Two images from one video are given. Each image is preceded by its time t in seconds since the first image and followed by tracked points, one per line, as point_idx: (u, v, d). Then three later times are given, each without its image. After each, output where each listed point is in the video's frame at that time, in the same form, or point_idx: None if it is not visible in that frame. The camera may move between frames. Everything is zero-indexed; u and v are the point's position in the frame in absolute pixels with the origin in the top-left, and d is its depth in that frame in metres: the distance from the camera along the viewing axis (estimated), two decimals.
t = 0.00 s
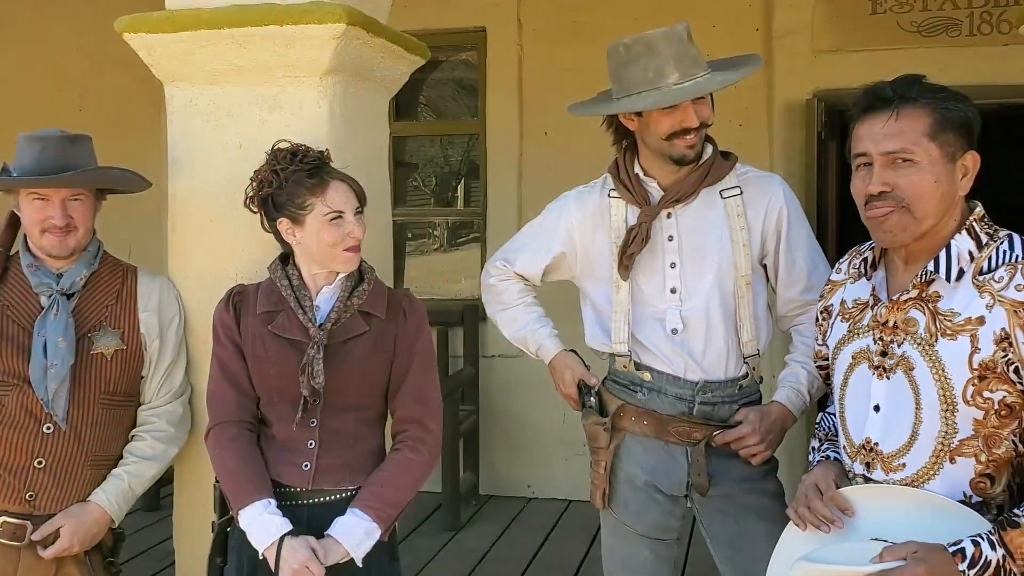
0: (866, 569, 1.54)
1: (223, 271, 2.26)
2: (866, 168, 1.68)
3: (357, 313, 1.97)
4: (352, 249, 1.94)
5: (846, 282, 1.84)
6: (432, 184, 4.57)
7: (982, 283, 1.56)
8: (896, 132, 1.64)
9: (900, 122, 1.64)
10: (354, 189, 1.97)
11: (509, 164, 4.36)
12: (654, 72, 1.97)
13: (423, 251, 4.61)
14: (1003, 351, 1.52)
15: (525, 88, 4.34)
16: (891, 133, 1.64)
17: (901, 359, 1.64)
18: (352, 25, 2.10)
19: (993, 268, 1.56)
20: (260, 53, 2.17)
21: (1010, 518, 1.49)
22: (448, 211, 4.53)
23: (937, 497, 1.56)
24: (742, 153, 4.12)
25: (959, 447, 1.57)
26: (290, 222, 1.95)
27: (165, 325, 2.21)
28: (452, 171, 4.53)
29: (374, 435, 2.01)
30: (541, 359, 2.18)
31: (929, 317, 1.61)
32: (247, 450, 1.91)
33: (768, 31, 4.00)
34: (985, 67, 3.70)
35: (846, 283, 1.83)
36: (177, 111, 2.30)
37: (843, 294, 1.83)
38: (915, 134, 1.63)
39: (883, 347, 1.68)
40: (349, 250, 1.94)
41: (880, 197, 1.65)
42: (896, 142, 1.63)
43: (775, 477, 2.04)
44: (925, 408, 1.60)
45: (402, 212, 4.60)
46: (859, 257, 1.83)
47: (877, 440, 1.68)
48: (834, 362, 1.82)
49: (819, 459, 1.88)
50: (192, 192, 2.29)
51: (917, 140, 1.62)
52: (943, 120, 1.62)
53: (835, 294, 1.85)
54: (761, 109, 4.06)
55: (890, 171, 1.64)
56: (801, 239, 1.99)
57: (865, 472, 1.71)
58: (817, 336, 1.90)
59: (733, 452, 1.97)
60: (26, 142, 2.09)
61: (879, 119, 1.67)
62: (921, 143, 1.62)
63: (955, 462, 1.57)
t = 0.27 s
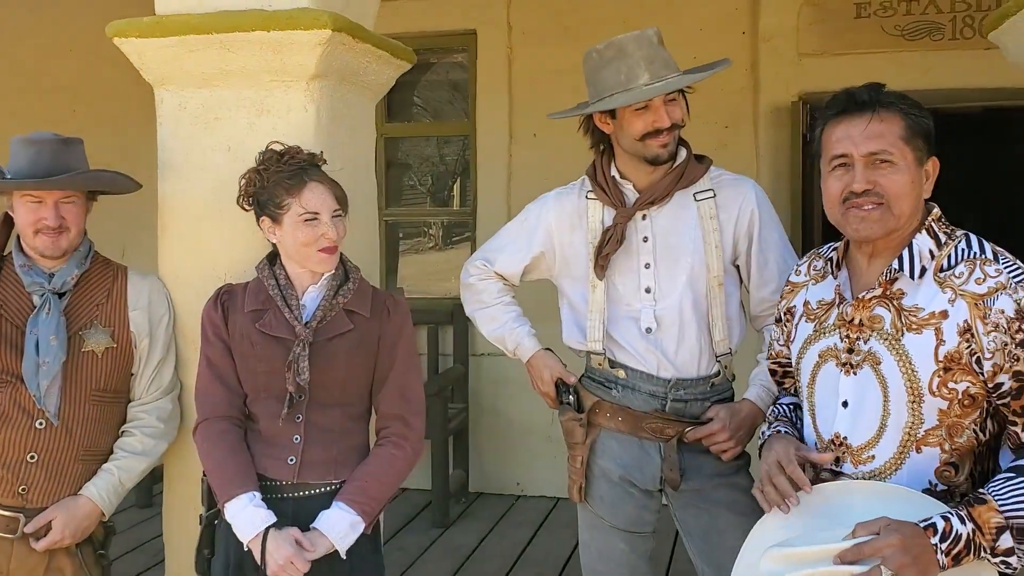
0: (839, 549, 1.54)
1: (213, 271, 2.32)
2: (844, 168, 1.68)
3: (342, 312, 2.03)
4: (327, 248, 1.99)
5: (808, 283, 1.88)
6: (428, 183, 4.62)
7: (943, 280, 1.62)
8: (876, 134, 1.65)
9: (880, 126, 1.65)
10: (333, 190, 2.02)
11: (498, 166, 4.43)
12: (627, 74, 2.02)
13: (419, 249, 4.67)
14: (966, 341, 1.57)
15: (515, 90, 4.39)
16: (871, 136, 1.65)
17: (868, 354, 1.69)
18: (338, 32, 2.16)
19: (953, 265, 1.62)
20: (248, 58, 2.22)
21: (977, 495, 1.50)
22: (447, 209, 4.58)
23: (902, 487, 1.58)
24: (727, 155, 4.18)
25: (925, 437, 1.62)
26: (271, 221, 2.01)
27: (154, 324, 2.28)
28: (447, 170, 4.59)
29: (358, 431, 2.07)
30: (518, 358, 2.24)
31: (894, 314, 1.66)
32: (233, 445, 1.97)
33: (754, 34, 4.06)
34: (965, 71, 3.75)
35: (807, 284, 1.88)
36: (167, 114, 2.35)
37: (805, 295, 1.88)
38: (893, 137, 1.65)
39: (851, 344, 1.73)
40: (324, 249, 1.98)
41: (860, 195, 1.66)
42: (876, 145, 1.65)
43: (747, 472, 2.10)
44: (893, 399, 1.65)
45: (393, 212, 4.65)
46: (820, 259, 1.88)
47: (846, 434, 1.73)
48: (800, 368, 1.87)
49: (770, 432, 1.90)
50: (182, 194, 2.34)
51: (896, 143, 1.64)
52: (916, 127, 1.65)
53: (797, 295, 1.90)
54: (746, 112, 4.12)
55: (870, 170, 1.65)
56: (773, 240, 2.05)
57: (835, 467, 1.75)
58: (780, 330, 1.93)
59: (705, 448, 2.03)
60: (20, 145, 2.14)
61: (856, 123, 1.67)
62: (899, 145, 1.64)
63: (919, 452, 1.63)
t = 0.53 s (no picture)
0: (777, 471, 1.45)
1: (186, 270, 2.37)
2: (793, 175, 1.73)
3: (310, 310, 2.07)
4: (282, 246, 2.03)
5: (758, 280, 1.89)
6: (422, 182, 4.68)
7: (889, 271, 1.65)
8: (822, 139, 1.70)
9: (824, 131, 1.71)
10: (292, 191, 2.05)
11: (480, 165, 4.47)
12: (587, 79, 2.08)
13: (411, 247, 4.72)
14: (911, 326, 1.61)
15: (496, 91, 4.44)
16: (817, 141, 1.70)
17: (822, 346, 1.71)
18: (308, 35, 2.21)
19: (899, 256, 1.65)
20: (220, 61, 2.27)
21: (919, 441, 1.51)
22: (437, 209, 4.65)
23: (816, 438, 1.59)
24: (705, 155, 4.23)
25: (878, 424, 1.66)
26: (236, 220, 2.08)
27: (129, 321, 2.33)
28: (442, 168, 4.65)
29: (326, 426, 2.12)
30: (485, 356, 2.27)
31: (846, 306, 1.69)
32: (202, 439, 2.01)
33: (732, 36, 4.11)
34: (938, 74, 3.82)
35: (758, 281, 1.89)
36: (142, 115, 2.39)
37: (756, 290, 1.89)
38: (837, 141, 1.70)
39: (805, 337, 1.74)
40: (281, 247, 2.03)
41: (811, 201, 1.70)
42: (823, 150, 1.70)
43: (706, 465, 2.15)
44: (849, 390, 1.67)
45: (377, 211, 4.71)
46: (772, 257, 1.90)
47: (804, 424, 1.74)
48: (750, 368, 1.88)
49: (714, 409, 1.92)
50: (157, 194, 2.39)
51: (841, 147, 1.70)
52: (856, 130, 1.71)
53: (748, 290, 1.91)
54: (724, 112, 4.18)
55: (818, 175, 1.70)
56: (730, 240, 2.10)
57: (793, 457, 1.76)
58: (730, 320, 1.93)
59: (666, 441, 2.09)
60: None
61: (802, 129, 1.72)
62: (843, 148, 1.70)
63: (874, 439, 1.66)
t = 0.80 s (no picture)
0: (729, 435, 1.54)
1: (175, 271, 2.40)
2: (771, 180, 1.76)
3: (297, 311, 2.09)
4: (266, 248, 2.07)
5: (734, 286, 1.91)
6: (420, 181, 4.70)
7: (868, 272, 1.68)
8: (800, 144, 1.73)
9: (801, 136, 1.73)
10: (274, 194, 2.08)
11: (472, 167, 4.50)
12: (569, 85, 2.11)
13: (406, 246, 4.74)
14: (894, 326, 1.63)
15: (487, 92, 4.47)
16: (795, 146, 1.73)
17: (804, 347, 1.73)
18: (295, 39, 2.24)
19: (876, 259, 1.68)
20: (209, 65, 2.30)
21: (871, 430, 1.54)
22: (433, 209, 4.68)
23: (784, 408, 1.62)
24: (695, 157, 4.26)
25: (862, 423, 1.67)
26: (221, 223, 2.11)
27: (119, 322, 2.36)
28: (439, 168, 4.67)
29: (312, 426, 2.15)
30: (474, 355, 2.27)
31: (826, 307, 1.71)
32: (190, 438, 2.04)
33: (722, 38, 4.15)
34: (925, 76, 3.86)
35: (733, 286, 1.90)
36: (131, 118, 2.42)
37: (732, 296, 1.90)
38: (815, 146, 1.73)
39: (785, 340, 1.76)
40: (268, 250, 2.07)
41: (790, 205, 1.73)
42: (801, 155, 1.73)
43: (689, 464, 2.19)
44: (832, 389, 1.69)
45: (370, 211, 4.75)
46: (746, 264, 1.91)
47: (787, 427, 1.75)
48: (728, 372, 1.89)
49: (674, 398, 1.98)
50: (146, 196, 2.42)
51: (818, 152, 1.73)
52: (832, 135, 1.74)
53: (723, 297, 1.92)
54: (713, 114, 4.21)
55: (798, 178, 1.73)
56: (711, 242, 2.13)
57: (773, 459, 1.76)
58: (706, 327, 1.94)
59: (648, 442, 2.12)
60: None
61: (779, 134, 1.75)
62: (822, 152, 1.73)
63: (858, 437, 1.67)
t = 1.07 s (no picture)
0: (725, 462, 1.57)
1: (178, 277, 2.42)
2: (759, 184, 1.78)
3: (300, 315, 2.12)
4: (265, 254, 2.10)
5: (725, 294, 1.93)
6: (418, 182, 4.74)
7: (856, 276, 1.70)
8: (788, 150, 1.76)
9: (788, 143, 1.76)
10: (270, 201, 2.10)
11: (471, 170, 4.53)
12: (569, 84, 2.13)
13: (406, 246, 4.78)
14: (884, 329, 1.65)
15: (485, 96, 4.50)
16: (783, 152, 1.76)
17: (796, 352, 1.75)
18: (297, 47, 2.27)
19: (865, 263, 1.70)
20: (212, 72, 2.33)
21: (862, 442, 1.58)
22: (432, 210, 4.71)
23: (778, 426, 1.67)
24: (693, 159, 4.29)
25: (855, 425, 1.70)
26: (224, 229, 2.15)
27: (123, 326, 2.38)
28: (436, 169, 4.71)
29: (315, 429, 2.18)
30: (475, 358, 2.32)
31: (816, 311, 1.73)
32: (195, 441, 2.07)
33: (720, 41, 4.17)
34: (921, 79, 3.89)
35: (726, 295, 1.93)
36: (136, 124, 2.45)
37: (725, 305, 1.92)
38: (803, 152, 1.75)
39: (778, 345, 1.78)
40: (269, 254, 2.10)
41: (778, 209, 1.76)
42: (790, 160, 1.75)
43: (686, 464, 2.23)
44: (825, 392, 1.72)
45: (370, 214, 4.78)
46: (737, 271, 1.93)
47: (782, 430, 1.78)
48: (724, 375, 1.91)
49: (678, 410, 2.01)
50: (149, 201, 2.44)
51: (806, 158, 1.75)
52: (821, 142, 1.77)
53: (717, 306, 1.94)
54: (711, 117, 4.24)
55: (786, 183, 1.76)
56: (709, 246, 2.16)
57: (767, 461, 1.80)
58: (703, 336, 1.97)
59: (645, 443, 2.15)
60: None
61: (767, 140, 1.78)
62: (810, 158, 1.76)
63: (852, 439, 1.70)
